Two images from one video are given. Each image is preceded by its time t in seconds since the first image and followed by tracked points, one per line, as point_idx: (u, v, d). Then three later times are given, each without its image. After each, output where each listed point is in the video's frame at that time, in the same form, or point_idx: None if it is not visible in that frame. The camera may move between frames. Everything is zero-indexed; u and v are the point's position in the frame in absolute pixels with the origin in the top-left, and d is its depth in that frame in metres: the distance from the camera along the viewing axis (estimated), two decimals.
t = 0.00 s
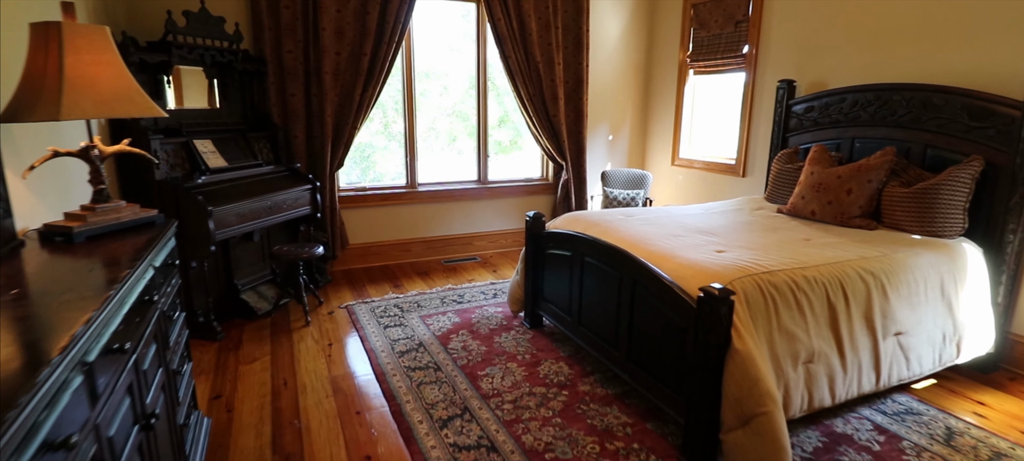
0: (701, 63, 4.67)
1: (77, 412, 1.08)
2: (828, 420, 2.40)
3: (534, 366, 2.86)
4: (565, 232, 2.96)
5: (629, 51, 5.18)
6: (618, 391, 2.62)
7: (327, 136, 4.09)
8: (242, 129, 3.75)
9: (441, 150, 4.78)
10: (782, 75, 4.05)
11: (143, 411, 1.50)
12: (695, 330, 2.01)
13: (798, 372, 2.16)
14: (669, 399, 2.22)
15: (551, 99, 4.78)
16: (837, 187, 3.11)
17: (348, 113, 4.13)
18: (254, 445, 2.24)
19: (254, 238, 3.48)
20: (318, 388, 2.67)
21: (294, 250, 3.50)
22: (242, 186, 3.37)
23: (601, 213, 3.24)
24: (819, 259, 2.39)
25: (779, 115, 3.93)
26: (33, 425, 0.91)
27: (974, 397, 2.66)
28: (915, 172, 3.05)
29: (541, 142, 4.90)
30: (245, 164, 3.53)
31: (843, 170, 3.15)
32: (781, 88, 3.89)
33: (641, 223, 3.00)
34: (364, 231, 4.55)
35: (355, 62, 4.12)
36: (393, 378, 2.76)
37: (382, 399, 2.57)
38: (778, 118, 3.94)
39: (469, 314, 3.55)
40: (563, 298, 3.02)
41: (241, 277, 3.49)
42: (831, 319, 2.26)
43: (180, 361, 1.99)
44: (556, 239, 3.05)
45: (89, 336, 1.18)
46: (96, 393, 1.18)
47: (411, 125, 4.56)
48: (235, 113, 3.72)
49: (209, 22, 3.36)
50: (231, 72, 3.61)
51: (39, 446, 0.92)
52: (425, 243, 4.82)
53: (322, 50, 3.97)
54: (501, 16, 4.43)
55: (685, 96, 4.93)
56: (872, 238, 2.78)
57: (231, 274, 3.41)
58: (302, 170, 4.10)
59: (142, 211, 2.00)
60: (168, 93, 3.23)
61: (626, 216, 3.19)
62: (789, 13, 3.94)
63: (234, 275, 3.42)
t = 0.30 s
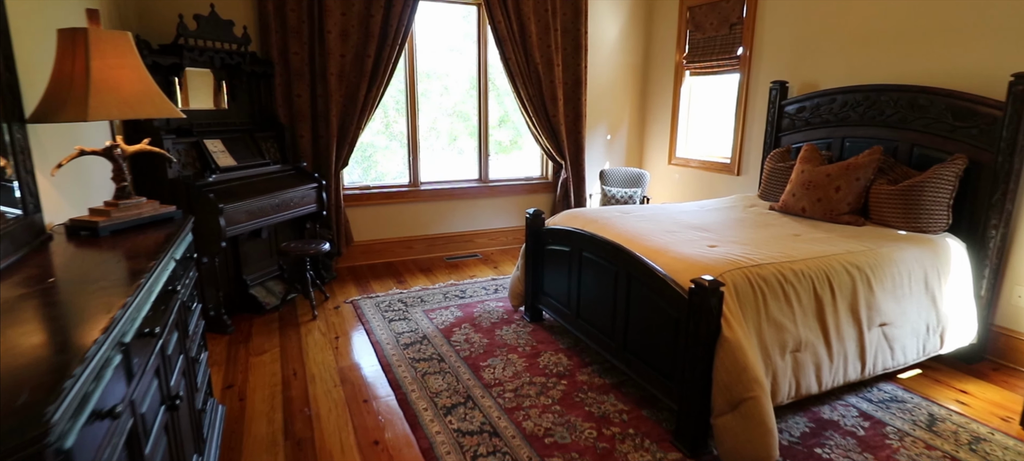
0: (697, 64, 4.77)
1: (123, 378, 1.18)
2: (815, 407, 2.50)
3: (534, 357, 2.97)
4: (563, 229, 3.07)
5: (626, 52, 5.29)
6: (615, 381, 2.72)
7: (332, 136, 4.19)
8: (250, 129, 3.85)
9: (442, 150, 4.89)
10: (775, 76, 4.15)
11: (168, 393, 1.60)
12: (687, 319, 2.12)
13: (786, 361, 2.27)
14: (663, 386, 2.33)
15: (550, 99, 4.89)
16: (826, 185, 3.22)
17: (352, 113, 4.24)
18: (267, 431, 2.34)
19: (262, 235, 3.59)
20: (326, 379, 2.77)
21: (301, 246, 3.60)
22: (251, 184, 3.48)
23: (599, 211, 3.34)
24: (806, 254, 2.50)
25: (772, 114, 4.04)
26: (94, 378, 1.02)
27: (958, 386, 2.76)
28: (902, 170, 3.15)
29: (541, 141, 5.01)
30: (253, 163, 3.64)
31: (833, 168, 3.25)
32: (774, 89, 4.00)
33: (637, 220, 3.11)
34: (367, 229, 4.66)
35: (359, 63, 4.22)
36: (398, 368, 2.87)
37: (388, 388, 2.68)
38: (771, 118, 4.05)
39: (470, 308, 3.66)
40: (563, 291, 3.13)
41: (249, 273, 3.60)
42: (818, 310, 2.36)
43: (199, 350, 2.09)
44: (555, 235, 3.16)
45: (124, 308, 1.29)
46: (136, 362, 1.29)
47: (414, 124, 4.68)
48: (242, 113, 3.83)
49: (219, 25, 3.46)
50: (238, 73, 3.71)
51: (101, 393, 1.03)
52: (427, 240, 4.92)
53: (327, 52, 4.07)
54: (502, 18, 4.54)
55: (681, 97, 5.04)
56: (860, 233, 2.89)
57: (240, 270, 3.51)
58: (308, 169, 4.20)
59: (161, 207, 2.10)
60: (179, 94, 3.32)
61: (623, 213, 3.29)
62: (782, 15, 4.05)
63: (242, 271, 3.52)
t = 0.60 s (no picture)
0: (695, 65, 4.88)
1: (164, 354, 1.26)
2: (806, 396, 2.60)
3: (535, 350, 3.07)
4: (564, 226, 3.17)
5: (626, 53, 5.39)
6: (614, 371, 2.83)
7: (337, 136, 4.29)
8: (258, 129, 3.95)
9: (442, 150, 4.98)
10: (770, 77, 4.25)
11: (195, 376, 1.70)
12: (683, 310, 2.22)
13: (777, 350, 2.37)
14: (660, 375, 2.43)
15: (550, 100, 4.99)
16: (818, 183, 3.32)
17: (357, 113, 4.34)
18: (280, 417, 2.44)
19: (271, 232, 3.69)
20: (335, 370, 2.88)
21: (308, 243, 3.71)
22: (261, 183, 3.58)
23: (598, 208, 3.44)
24: (798, 248, 2.61)
25: (767, 115, 4.15)
26: (146, 344, 1.11)
27: (944, 376, 2.86)
28: (891, 169, 3.26)
29: (541, 141, 5.11)
30: (262, 162, 3.74)
31: (825, 166, 3.36)
32: (769, 89, 4.10)
33: (636, 217, 3.21)
34: (372, 226, 4.76)
35: (363, 65, 4.32)
36: (405, 360, 2.97)
37: (396, 379, 2.78)
38: (766, 118, 4.15)
39: (473, 303, 3.76)
40: (563, 286, 3.23)
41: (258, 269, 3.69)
42: (808, 302, 2.47)
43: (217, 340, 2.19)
44: (556, 232, 3.26)
45: (161, 292, 1.38)
46: (172, 343, 1.38)
47: (417, 124, 4.79)
48: (251, 114, 3.93)
49: (229, 28, 3.56)
50: (246, 75, 3.81)
51: (152, 358, 1.13)
52: (430, 238, 5.03)
53: (332, 54, 4.17)
54: (503, 21, 4.64)
55: (679, 97, 5.14)
56: (850, 229, 2.99)
57: (249, 266, 3.61)
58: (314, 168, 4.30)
59: (180, 203, 2.20)
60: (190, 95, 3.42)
61: (621, 210, 3.40)
62: (777, 18, 4.15)
63: (251, 267, 3.63)
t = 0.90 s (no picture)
0: (693, 66, 4.98)
1: (198, 337, 1.36)
2: (799, 385, 2.70)
3: (538, 343, 3.16)
4: (566, 223, 3.26)
5: (625, 55, 5.49)
6: (614, 363, 2.92)
7: (343, 135, 4.39)
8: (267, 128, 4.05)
9: (442, 150, 5.07)
10: (767, 78, 4.35)
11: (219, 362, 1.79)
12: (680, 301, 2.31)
13: (771, 341, 2.47)
14: (658, 365, 2.52)
15: (552, 101, 5.09)
16: (812, 181, 3.42)
17: (363, 113, 4.43)
18: (293, 406, 2.53)
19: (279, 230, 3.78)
20: (344, 362, 2.97)
21: (316, 240, 3.80)
22: (270, 181, 3.67)
23: (599, 206, 3.53)
24: (792, 244, 2.70)
25: (764, 114, 4.24)
26: (186, 326, 1.21)
27: (934, 368, 2.95)
28: (883, 167, 3.36)
29: (542, 141, 5.21)
30: (271, 161, 3.84)
31: (819, 165, 3.46)
32: (766, 90, 4.20)
33: (636, 214, 3.30)
34: (376, 225, 4.86)
35: (369, 66, 4.41)
36: (411, 352, 3.07)
37: (404, 370, 2.88)
38: (763, 118, 4.25)
39: (477, 299, 3.86)
40: (565, 281, 3.32)
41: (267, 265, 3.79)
42: (801, 295, 2.56)
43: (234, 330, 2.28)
44: (558, 228, 3.35)
45: (192, 280, 1.48)
46: (203, 328, 1.48)
47: (421, 124, 4.88)
48: (260, 114, 4.02)
49: (239, 31, 3.65)
50: (255, 76, 3.91)
51: (190, 339, 1.22)
52: (433, 236, 5.12)
53: (339, 56, 4.27)
54: (505, 23, 4.74)
55: (678, 98, 5.24)
56: (843, 226, 3.08)
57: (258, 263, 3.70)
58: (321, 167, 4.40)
59: (200, 200, 2.29)
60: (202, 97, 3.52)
61: (621, 208, 3.49)
62: (774, 20, 4.25)
63: (261, 263, 3.72)
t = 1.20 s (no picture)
0: (692, 68, 5.07)
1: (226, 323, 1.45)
2: (794, 376, 2.80)
3: (541, 336, 3.25)
4: (568, 220, 3.35)
5: (625, 56, 5.59)
6: (614, 355, 3.01)
7: (349, 135, 4.48)
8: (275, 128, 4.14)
9: (442, 151, 5.16)
10: (765, 79, 4.44)
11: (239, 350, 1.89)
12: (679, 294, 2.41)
13: (766, 332, 2.56)
14: (657, 356, 2.62)
15: (553, 101, 5.19)
16: (807, 180, 3.51)
17: (368, 114, 4.53)
18: (305, 396, 2.62)
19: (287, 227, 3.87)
20: (353, 354, 3.06)
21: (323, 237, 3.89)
22: (279, 179, 3.76)
23: (600, 203, 3.62)
24: (786, 240, 2.80)
25: (761, 115, 4.33)
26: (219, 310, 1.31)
27: (924, 360, 3.05)
28: (876, 166, 3.45)
29: (543, 141, 5.30)
30: (279, 161, 3.93)
31: (814, 164, 3.55)
32: (763, 91, 4.29)
33: (636, 211, 3.39)
34: (381, 223, 4.95)
35: (374, 67, 4.51)
36: (418, 345, 3.16)
37: (411, 362, 2.97)
38: (760, 118, 4.34)
39: (480, 295, 3.95)
40: (566, 277, 3.42)
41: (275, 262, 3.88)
42: (795, 288, 2.65)
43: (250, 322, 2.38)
44: (560, 226, 3.44)
45: (219, 270, 1.57)
46: (229, 315, 1.57)
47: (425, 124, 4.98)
48: (268, 114, 4.12)
49: (249, 33, 3.75)
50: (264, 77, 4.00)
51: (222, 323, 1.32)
52: (436, 234, 5.22)
53: (345, 58, 4.36)
54: (508, 25, 4.83)
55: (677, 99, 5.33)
56: (836, 223, 3.18)
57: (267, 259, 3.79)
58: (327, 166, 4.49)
59: (218, 197, 2.39)
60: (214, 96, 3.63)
61: (621, 206, 3.58)
62: (771, 22, 4.34)
63: (269, 260, 3.81)
